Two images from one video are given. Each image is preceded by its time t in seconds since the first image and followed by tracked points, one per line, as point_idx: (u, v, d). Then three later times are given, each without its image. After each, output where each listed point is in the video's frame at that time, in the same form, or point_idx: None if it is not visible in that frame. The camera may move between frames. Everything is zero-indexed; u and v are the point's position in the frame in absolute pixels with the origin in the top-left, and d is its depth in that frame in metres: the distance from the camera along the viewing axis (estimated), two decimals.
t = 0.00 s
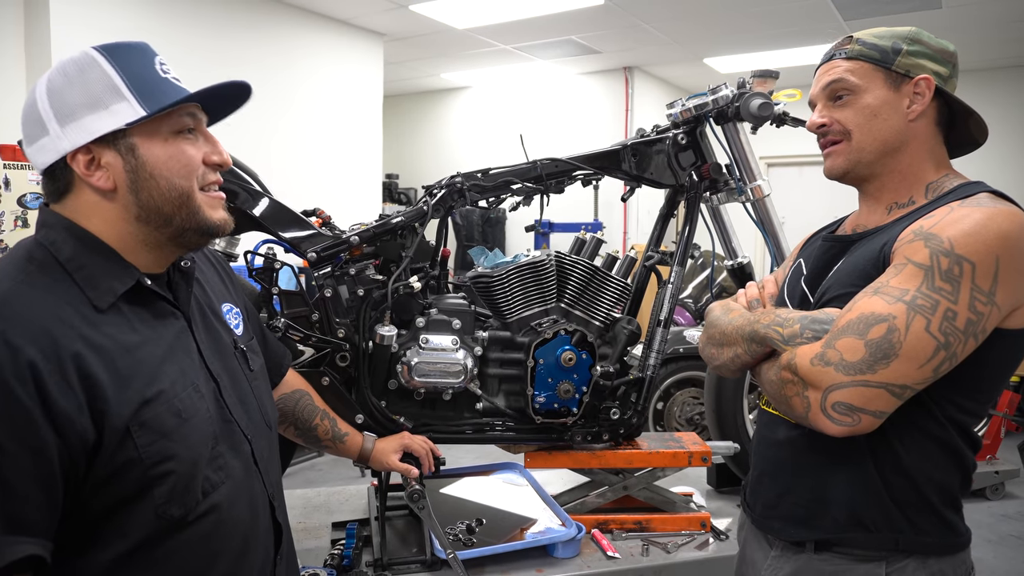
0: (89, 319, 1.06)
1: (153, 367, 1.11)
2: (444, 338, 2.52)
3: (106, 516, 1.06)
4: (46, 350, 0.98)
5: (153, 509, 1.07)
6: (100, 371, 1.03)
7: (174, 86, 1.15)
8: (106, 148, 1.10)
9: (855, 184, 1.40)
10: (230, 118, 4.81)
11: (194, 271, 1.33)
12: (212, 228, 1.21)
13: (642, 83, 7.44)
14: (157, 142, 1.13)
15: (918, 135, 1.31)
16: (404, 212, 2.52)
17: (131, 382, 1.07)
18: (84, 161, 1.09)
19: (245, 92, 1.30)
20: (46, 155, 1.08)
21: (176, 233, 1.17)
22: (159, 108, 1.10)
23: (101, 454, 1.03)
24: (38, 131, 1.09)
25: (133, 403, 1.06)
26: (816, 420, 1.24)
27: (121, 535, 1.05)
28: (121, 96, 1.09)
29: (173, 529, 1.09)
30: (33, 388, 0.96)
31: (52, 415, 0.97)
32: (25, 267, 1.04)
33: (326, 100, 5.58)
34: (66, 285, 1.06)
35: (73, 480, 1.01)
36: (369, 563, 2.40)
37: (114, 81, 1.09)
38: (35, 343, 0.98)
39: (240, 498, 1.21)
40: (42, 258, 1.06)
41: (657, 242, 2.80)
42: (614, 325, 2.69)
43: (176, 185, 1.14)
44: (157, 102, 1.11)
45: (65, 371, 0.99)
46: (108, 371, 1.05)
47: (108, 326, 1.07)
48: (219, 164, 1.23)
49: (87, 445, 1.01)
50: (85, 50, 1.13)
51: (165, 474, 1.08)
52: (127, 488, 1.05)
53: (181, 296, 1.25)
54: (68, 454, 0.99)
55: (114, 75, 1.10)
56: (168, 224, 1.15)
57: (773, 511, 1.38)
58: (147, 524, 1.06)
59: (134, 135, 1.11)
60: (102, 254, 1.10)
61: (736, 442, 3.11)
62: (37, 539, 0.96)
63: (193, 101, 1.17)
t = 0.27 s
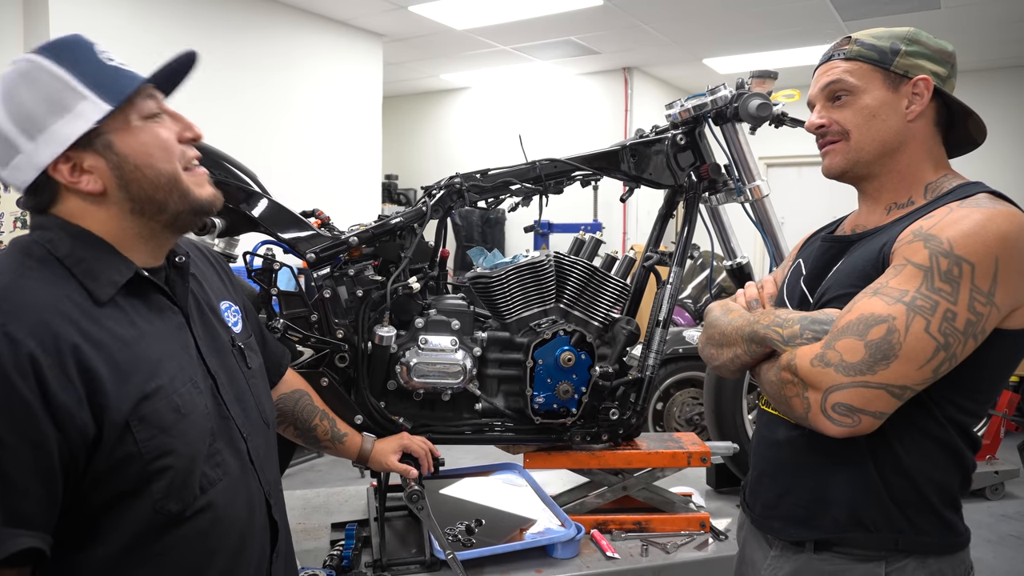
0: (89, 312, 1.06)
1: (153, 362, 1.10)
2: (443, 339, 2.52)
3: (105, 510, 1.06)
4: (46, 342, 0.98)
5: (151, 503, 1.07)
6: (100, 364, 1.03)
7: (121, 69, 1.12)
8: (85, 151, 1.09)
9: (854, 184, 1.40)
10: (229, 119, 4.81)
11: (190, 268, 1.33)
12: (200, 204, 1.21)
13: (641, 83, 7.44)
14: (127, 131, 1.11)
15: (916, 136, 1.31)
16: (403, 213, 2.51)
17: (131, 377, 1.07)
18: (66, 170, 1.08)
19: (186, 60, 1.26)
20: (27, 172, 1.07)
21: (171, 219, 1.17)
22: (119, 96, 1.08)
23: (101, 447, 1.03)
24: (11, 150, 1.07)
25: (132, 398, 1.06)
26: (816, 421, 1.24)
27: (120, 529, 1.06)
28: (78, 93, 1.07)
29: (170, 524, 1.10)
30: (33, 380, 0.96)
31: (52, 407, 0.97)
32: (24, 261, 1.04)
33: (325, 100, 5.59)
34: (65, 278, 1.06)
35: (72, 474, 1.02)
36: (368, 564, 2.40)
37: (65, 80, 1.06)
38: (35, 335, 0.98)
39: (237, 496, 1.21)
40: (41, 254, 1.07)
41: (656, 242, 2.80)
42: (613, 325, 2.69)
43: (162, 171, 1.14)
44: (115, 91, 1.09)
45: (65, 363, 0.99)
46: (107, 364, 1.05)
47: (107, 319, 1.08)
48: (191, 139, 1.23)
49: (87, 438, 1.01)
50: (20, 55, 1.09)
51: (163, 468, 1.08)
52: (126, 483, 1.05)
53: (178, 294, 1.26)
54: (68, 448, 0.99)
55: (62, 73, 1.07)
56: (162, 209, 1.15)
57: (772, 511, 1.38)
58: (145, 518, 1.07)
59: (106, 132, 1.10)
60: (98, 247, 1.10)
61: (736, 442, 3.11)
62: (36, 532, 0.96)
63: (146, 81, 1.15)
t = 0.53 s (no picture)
0: (73, 313, 1.06)
1: (140, 362, 1.11)
2: (442, 339, 2.52)
3: (94, 509, 1.06)
4: (30, 343, 0.98)
5: (142, 502, 1.07)
6: (86, 363, 1.03)
7: (125, 75, 1.14)
8: (69, 146, 1.09)
9: (854, 185, 1.40)
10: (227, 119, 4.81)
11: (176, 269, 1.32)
12: (185, 212, 1.20)
13: (641, 84, 7.44)
14: (117, 134, 1.12)
15: (916, 136, 1.31)
16: (402, 213, 2.51)
17: (117, 376, 1.07)
18: (47, 161, 1.08)
19: (195, 77, 1.29)
20: (7, 157, 1.07)
21: (151, 225, 1.17)
22: (116, 100, 1.09)
23: (89, 446, 1.03)
24: None
25: (120, 397, 1.06)
26: (817, 423, 1.24)
27: (110, 528, 1.06)
28: (76, 91, 1.08)
29: (162, 523, 1.10)
30: (19, 381, 0.96)
31: (39, 408, 0.97)
32: (6, 263, 1.04)
33: (324, 101, 5.59)
34: (48, 281, 1.06)
35: (61, 474, 1.02)
36: (367, 565, 2.40)
37: (67, 77, 1.08)
38: (19, 337, 0.98)
39: (229, 495, 1.21)
40: (23, 257, 1.07)
41: (655, 243, 2.80)
42: (612, 326, 2.70)
43: (144, 177, 1.14)
44: (112, 95, 1.10)
45: (50, 363, 0.99)
46: (93, 363, 1.05)
47: (92, 320, 1.07)
48: (183, 152, 1.23)
49: (75, 438, 1.01)
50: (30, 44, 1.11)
51: (153, 467, 1.08)
52: (114, 482, 1.05)
53: (164, 296, 1.25)
54: (55, 448, 0.99)
55: (63, 69, 1.08)
56: (141, 215, 1.15)
57: (771, 512, 1.38)
58: (135, 517, 1.07)
59: (95, 131, 1.11)
60: (77, 247, 1.10)
61: (735, 443, 3.11)
62: (27, 533, 0.96)
63: (147, 89, 1.17)
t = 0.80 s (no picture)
0: (73, 313, 1.06)
1: (139, 361, 1.10)
2: (442, 339, 2.52)
3: (94, 507, 1.06)
4: (30, 342, 0.98)
5: (142, 499, 1.07)
6: (85, 360, 1.03)
7: (166, 97, 1.15)
8: (90, 156, 1.09)
9: (852, 187, 1.39)
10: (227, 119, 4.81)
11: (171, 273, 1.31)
12: (184, 240, 1.20)
13: (641, 84, 7.44)
14: (143, 154, 1.12)
15: (913, 137, 1.31)
16: (401, 213, 2.51)
17: (117, 373, 1.07)
18: (65, 167, 1.08)
19: (228, 110, 1.30)
20: (27, 153, 1.07)
21: (151, 245, 1.17)
22: (150, 124, 1.10)
23: (89, 444, 1.03)
24: (20, 128, 1.07)
25: (120, 395, 1.06)
26: (818, 426, 1.24)
27: (111, 526, 1.06)
28: (111, 105, 1.08)
29: (163, 521, 1.09)
30: (19, 378, 0.96)
31: (39, 406, 0.97)
32: (3, 262, 1.04)
33: (324, 101, 5.59)
34: (45, 282, 1.06)
35: (61, 471, 1.01)
36: (366, 565, 2.39)
37: (106, 90, 1.08)
38: (19, 335, 0.97)
39: (228, 493, 1.21)
40: (21, 256, 1.06)
41: (654, 243, 2.79)
42: (611, 327, 2.70)
43: (158, 202, 1.14)
44: (148, 117, 1.10)
45: (49, 360, 0.99)
46: (93, 360, 1.05)
47: (91, 319, 1.07)
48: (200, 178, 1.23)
49: (75, 436, 1.01)
50: (74, 46, 1.11)
51: (153, 465, 1.07)
52: (114, 480, 1.05)
53: (158, 296, 1.25)
54: (55, 445, 0.99)
55: (105, 80, 1.09)
56: (146, 234, 1.15)
57: (771, 513, 1.38)
58: (135, 516, 1.06)
59: (120, 147, 1.10)
60: (75, 249, 1.09)
61: (734, 443, 3.11)
62: (27, 530, 0.95)
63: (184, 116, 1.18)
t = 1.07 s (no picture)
0: (82, 315, 1.06)
1: (146, 362, 1.10)
2: (441, 340, 2.51)
3: (99, 508, 1.06)
4: (41, 342, 0.98)
5: (147, 502, 1.06)
6: (94, 361, 1.03)
7: (182, 104, 1.18)
8: (110, 162, 1.10)
9: (850, 187, 1.40)
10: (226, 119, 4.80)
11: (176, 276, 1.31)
12: (194, 245, 1.22)
13: (641, 84, 7.44)
14: (160, 163, 1.14)
15: (910, 138, 1.31)
16: (401, 214, 2.51)
17: (125, 375, 1.07)
18: (83, 171, 1.09)
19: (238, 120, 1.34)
20: (45, 156, 1.07)
21: (164, 249, 1.19)
22: (170, 133, 1.13)
23: (97, 445, 1.02)
24: (38, 130, 1.07)
25: (127, 396, 1.06)
26: (818, 428, 1.23)
27: (116, 527, 1.05)
28: (133, 113, 1.10)
29: (166, 523, 1.09)
30: (30, 379, 0.96)
31: (50, 407, 0.97)
32: (13, 262, 1.04)
33: (324, 101, 5.59)
34: (54, 282, 1.06)
35: (69, 471, 1.01)
36: (365, 566, 2.39)
37: (129, 97, 1.10)
38: (30, 335, 0.97)
39: (229, 496, 1.21)
40: (30, 255, 1.06)
41: (654, 244, 2.79)
42: (610, 327, 2.69)
43: (174, 208, 1.16)
44: (168, 126, 1.13)
45: (60, 362, 0.99)
46: (102, 362, 1.05)
47: (101, 321, 1.07)
48: (210, 185, 1.26)
49: (84, 436, 1.01)
50: (94, 49, 1.12)
51: (158, 467, 1.07)
52: (120, 481, 1.05)
53: (164, 297, 1.24)
54: (64, 445, 0.99)
55: (127, 86, 1.11)
56: (160, 240, 1.17)
57: (771, 515, 1.38)
58: (141, 518, 1.06)
59: (140, 156, 1.12)
60: (85, 251, 1.09)
61: (734, 444, 3.10)
62: (35, 530, 0.95)
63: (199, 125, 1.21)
